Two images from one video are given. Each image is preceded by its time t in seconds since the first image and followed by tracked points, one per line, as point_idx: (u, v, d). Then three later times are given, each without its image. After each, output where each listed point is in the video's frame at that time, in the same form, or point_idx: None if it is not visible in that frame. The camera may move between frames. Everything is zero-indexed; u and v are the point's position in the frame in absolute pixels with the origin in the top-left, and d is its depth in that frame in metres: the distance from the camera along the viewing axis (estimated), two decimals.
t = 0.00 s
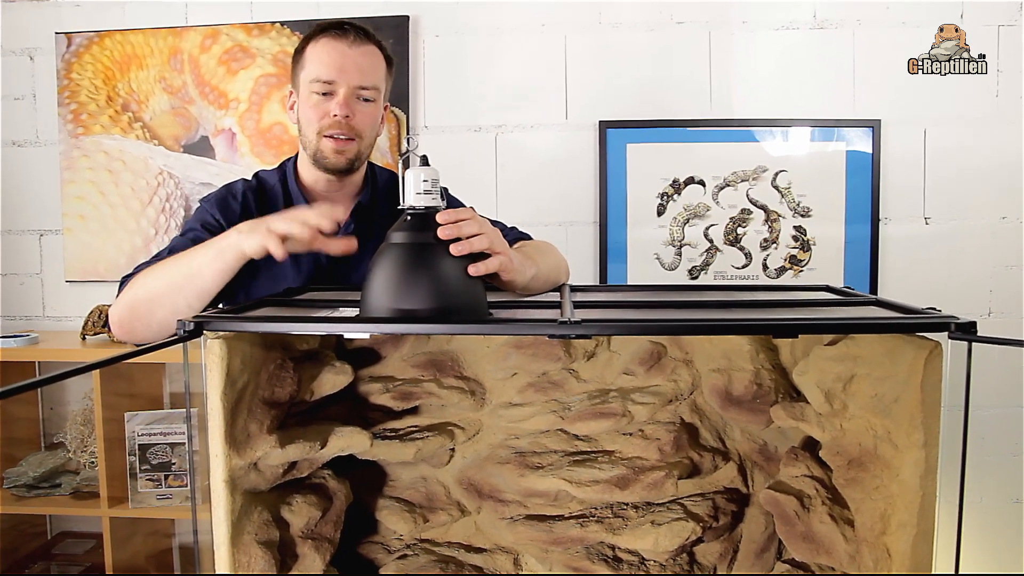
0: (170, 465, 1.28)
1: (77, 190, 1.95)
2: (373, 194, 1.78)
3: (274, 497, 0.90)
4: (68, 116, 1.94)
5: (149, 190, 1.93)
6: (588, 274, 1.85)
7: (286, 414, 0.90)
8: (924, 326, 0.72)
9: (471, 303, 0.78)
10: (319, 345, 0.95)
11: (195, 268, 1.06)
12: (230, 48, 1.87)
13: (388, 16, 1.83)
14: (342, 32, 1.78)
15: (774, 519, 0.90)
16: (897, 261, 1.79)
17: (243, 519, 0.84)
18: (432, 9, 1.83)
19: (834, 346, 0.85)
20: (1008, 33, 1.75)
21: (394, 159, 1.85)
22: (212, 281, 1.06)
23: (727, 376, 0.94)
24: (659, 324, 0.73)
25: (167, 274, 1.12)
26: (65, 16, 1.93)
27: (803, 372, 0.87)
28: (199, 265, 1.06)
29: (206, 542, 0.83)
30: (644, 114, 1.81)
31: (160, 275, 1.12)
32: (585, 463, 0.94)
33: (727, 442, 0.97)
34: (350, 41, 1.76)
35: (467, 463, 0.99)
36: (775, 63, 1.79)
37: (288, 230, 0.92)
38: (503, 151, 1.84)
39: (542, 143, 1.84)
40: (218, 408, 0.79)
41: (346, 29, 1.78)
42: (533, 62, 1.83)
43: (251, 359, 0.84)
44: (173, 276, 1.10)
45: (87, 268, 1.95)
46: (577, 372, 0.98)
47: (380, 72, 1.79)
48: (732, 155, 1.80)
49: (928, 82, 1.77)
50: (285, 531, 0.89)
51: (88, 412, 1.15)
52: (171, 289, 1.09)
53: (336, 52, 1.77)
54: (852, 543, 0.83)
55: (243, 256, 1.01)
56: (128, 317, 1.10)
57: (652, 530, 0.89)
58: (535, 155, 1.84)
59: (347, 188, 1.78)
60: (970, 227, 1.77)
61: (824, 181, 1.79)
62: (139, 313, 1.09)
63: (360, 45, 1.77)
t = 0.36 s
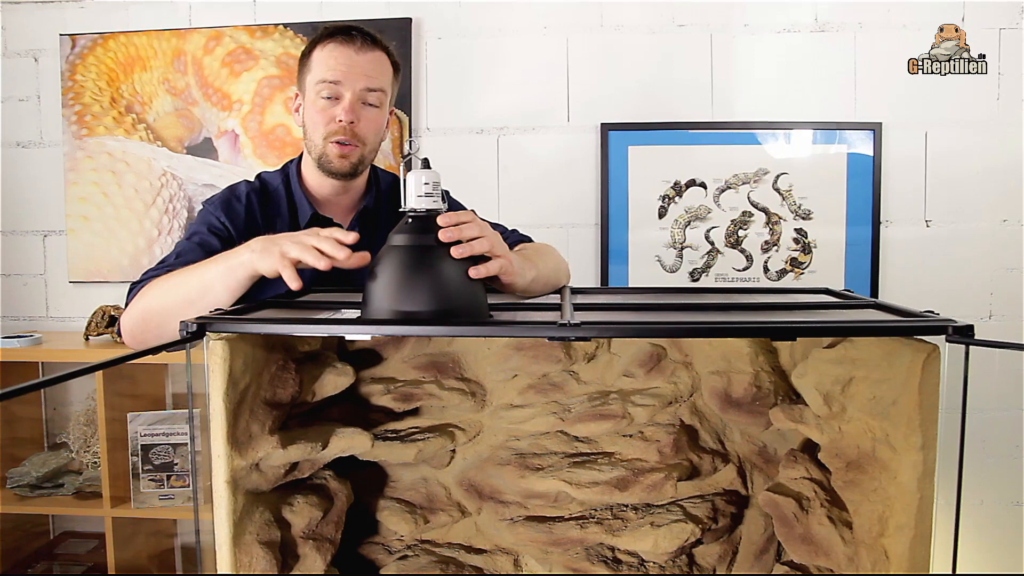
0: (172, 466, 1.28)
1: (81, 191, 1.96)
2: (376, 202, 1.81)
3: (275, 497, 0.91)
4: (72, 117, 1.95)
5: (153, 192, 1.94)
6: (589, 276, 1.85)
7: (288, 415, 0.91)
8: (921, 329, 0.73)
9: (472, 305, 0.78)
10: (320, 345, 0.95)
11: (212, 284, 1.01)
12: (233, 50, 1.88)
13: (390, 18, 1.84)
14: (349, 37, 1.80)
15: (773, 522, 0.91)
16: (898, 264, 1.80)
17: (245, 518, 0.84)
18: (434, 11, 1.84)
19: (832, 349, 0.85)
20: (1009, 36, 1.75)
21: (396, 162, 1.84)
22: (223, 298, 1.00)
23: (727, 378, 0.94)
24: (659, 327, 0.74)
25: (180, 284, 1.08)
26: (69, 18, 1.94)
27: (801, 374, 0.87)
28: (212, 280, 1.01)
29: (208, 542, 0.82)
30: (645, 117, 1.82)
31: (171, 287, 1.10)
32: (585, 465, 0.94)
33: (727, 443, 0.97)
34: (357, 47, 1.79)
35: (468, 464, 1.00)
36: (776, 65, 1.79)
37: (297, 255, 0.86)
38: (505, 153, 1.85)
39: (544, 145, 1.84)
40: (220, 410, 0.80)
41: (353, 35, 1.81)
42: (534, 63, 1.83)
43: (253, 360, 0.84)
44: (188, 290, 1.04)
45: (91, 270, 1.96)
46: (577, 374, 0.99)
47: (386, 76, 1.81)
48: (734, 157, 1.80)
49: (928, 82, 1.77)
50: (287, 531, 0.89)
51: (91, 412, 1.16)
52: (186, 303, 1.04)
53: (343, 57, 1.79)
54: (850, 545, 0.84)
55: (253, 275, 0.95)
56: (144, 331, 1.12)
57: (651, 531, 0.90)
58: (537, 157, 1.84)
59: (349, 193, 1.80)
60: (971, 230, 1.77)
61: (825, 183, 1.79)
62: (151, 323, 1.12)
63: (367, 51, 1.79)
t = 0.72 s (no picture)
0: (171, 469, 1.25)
1: (78, 194, 1.96)
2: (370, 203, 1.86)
3: (273, 499, 0.91)
4: (69, 120, 1.95)
5: (150, 195, 1.94)
6: (587, 276, 1.86)
7: (285, 417, 0.91)
8: (915, 328, 0.74)
9: (466, 306, 0.78)
10: (317, 348, 0.95)
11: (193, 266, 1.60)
12: (230, 52, 1.88)
13: (387, 20, 1.84)
14: (349, 43, 1.84)
15: (770, 521, 0.91)
16: (895, 263, 1.80)
17: (243, 520, 0.85)
18: (431, 12, 1.84)
19: (827, 347, 0.86)
20: (1006, 35, 1.75)
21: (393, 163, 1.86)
22: (202, 277, 1.57)
23: (723, 379, 0.94)
24: (654, 327, 0.74)
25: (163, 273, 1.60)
26: (66, 21, 1.94)
27: (796, 373, 0.88)
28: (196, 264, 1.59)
29: (205, 544, 0.84)
30: (643, 118, 1.82)
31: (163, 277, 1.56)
32: (582, 465, 0.95)
33: (723, 443, 0.98)
34: (356, 53, 1.83)
35: (466, 464, 1.01)
36: (773, 65, 1.79)
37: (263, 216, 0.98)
38: (502, 155, 1.85)
39: (541, 146, 1.84)
40: (217, 412, 0.80)
41: (353, 40, 1.84)
42: (532, 65, 1.84)
43: (249, 363, 0.85)
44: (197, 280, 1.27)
45: (89, 273, 1.97)
46: (573, 374, 1.00)
47: (383, 83, 1.84)
48: (731, 158, 1.81)
49: (928, 82, 1.77)
50: (285, 533, 0.90)
51: (91, 416, 1.16)
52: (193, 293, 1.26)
53: (341, 63, 1.84)
54: (846, 544, 0.84)
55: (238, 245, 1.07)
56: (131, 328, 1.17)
57: (648, 531, 0.90)
58: (534, 158, 1.85)
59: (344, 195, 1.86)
60: (968, 229, 1.78)
61: (821, 183, 1.80)
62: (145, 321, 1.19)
63: (366, 58, 1.83)
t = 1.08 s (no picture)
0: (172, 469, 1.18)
1: (79, 195, 1.96)
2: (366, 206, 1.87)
3: (273, 500, 0.91)
4: (69, 121, 1.96)
5: (151, 195, 1.94)
6: (587, 276, 1.86)
7: (285, 418, 0.91)
8: (914, 327, 0.74)
9: (465, 307, 0.79)
10: (316, 348, 0.96)
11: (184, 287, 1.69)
12: (230, 53, 1.89)
13: (387, 20, 1.84)
14: (349, 49, 1.84)
15: (769, 521, 0.91)
16: (896, 263, 1.80)
17: (242, 521, 0.85)
18: (431, 13, 1.84)
19: (826, 348, 0.86)
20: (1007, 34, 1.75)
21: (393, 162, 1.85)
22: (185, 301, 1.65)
23: (723, 378, 0.95)
24: (653, 326, 0.74)
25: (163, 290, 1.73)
26: (67, 22, 1.94)
27: (796, 373, 0.88)
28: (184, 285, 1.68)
29: (205, 544, 0.83)
30: (643, 118, 1.82)
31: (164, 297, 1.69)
32: (582, 465, 0.95)
33: (723, 443, 0.98)
34: (356, 59, 1.84)
35: (465, 464, 1.01)
36: (773, 65, 1.79)
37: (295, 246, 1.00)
38: (502, 155, 1.85)
39: (541, 146, 1.84)
40: (216, 413, 0.80)
41: (351, 44, 1.84)
42: (532, 65, 1.83)
43: (249, 364, 0.85)
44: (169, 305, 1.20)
45: (90, 273, 1.97)
46: (573, 374, 1.00)
47: (382, 87, 1.85)
48: (732, 158, 1.80)
49: (928, 82, 1.77)
50: (285, 533, 0.90)
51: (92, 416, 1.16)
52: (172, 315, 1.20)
53: (342, 68, 1.84)
54: (846, 543, 0.84)
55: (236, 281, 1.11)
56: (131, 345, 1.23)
57: (648, 531, 0.90)
58: (534, 158, 1.85)
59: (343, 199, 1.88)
60: (968, 228, 1.78)
61: (822, 183, 1.79)
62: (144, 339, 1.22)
63: (366, 63, 1.83)
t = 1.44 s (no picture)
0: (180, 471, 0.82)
1: (84, 198, 1.96)
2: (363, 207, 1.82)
3: (279, 503, 0.91)
4: (74, 125, 1.96)
5: (155, 199, 1.94)
6: (591, 277, 1.85)
7: (289, 421, 0.91)
8: (919, 329, 0.73)
9: (469, 310, 0.78)
10: (322, 351, 0.96)
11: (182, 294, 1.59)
12: (234, 56, 1.89)
13: (390, 23, 1.84)
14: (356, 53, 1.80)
15: (775, 523, 0.90)
16: (901, 263, 1.79)
17: (248, 524, 0.85)
18: (434, 15, 1.84)
19: (832, 349, 0.85)
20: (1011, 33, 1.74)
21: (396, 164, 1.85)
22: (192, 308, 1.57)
23: (728, 380, 0.95)
24: (657, 330, 0.73)
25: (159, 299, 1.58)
26: (71, 26, 1.95)
27: (802, 376, 0.88)
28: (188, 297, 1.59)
29: (210, 548, 0.83)
30: (646, 119, 1.82)
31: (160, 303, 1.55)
32: (587, 467, 0.95)
33: (729, 445, 0.97)
34: (363, 64, 1.80)
35: (470, 467, 1.01)
36: (777, 66, 1.79)
37: (308, 262, 1.05)
38: (506, 157, 1.85)
39: (544, 148, 1.84)
40: (221, 415, 0.81)
41: (359, 49, 1.80)
42: (535, 67, 1.83)
43: (254, 367, 0.85)
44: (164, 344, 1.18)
45: (95, 276, 1.97)
46: (578, 377, 0.99)
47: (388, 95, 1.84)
48: (737, 159, 1.80)
49: (929, 82, 1.77)
50: (290, 537, 0.90)
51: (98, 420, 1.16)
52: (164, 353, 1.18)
53: (349, 72, 1.79)
54: (853, 546, 0.83)
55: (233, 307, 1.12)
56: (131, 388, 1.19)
57: (654, 533, 0.90)
58: (537, 160, 1.85)
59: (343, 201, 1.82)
60: (973, 228, 1.77)
61: (827, 184, 1.79)
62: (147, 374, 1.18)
63: (373, 70, 1.81)
